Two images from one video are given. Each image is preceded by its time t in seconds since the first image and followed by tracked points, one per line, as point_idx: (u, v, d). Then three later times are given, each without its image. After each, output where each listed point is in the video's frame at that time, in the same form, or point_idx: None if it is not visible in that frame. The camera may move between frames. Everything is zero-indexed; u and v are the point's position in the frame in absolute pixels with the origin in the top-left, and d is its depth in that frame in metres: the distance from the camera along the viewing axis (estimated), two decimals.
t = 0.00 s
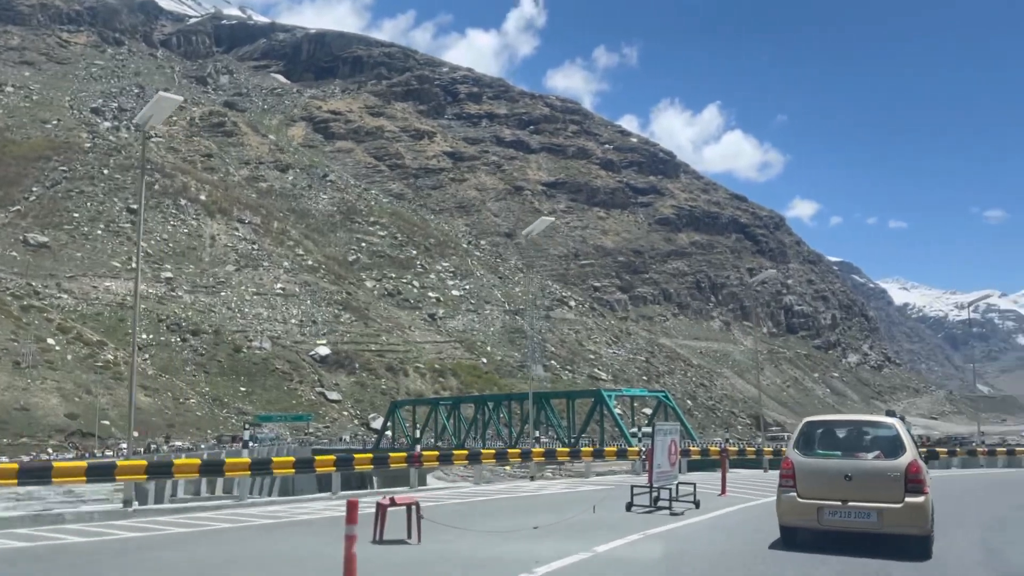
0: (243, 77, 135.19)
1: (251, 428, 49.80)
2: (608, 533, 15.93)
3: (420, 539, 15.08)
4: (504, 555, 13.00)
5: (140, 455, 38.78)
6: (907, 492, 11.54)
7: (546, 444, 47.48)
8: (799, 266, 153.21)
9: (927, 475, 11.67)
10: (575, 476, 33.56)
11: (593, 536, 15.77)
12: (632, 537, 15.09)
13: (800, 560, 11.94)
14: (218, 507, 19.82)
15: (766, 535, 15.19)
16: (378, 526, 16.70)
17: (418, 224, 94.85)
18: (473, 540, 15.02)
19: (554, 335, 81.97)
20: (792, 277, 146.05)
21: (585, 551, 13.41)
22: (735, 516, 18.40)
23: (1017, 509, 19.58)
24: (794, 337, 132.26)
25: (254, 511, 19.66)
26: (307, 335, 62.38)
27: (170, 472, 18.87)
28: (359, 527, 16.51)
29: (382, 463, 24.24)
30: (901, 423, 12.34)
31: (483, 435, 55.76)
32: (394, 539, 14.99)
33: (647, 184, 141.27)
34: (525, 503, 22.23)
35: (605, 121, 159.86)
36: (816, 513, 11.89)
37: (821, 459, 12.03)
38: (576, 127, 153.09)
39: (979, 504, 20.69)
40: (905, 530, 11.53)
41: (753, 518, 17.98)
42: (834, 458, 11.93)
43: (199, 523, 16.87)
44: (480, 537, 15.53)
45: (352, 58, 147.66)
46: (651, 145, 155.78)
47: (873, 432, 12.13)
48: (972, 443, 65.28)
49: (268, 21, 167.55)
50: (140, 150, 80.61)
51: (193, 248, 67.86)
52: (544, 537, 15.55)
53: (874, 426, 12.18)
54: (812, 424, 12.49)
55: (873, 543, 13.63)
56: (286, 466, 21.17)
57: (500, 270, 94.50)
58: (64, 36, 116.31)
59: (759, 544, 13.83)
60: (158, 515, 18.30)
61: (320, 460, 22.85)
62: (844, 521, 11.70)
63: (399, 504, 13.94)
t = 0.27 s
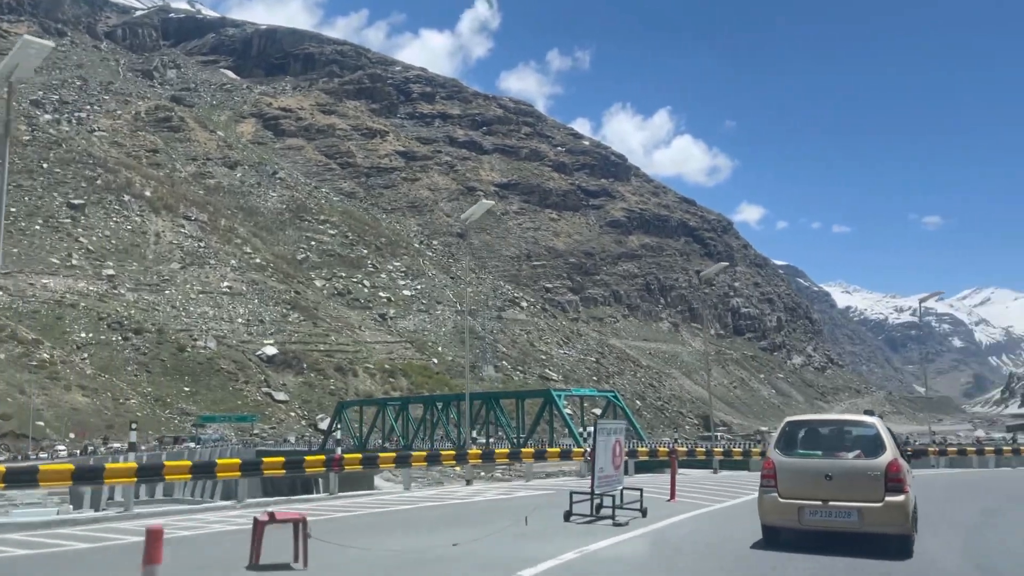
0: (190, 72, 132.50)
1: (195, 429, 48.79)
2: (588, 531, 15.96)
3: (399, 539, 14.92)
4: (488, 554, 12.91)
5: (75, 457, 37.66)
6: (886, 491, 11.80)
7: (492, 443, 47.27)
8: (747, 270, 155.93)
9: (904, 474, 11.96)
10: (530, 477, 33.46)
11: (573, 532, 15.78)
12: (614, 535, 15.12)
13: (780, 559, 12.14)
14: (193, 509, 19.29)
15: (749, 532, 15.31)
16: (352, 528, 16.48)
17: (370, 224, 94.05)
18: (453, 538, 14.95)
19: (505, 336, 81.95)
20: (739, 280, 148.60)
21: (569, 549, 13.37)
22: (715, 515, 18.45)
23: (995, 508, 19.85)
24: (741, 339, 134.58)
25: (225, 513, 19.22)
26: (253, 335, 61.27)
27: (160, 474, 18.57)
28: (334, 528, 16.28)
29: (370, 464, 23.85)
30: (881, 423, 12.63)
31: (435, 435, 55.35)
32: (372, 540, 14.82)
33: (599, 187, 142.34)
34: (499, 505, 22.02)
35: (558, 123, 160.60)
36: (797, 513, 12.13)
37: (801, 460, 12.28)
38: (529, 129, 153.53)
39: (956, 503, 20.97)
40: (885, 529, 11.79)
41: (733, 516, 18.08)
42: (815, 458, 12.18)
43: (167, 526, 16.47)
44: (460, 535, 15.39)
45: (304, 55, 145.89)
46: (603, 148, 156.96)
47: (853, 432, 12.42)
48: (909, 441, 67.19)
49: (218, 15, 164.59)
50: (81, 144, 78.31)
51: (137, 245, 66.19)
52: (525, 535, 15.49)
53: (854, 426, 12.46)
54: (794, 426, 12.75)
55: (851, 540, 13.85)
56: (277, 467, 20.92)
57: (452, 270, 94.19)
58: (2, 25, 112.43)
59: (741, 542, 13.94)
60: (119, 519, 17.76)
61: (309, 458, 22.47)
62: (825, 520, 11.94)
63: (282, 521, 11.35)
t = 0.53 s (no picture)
0: (137, 65, 129.32)
1: (136, 430, 47.45)
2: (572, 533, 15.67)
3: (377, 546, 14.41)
4: (473, 560, 12.51)
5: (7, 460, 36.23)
6: (874, 493, 11.77)
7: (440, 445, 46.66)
8: (697, 272, 157.93)
9: (892, 475, 11.93)
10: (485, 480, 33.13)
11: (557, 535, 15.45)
12: (600, 538, 14.83)
13: (766, 561, 12.04)
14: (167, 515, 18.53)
15: (736, 535, 15.09)
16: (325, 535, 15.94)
17: (321, 222, 92.78)
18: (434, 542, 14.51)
19: (458, 336, 81.47)
20: (691, 282, 150.38)
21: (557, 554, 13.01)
22: (700, 517, 18.19)
23: (980, 508, 19.86)
24: (692, 340, 136.12)
25: (193, 519, 18.48)
26: (199, 334, 59.77)
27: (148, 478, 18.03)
28: (305, 537, 15.73)
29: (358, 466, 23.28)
30: (869, 425, 12.62)
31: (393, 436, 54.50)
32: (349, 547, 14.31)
33: (553, 188, 142.71)
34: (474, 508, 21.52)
35: (513, 124, 160.61)
36: (784, 515, 12.08)
37: (789, 461, 12.24)
38: (484, 129, 153.26)
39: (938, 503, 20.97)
40: (873, 530, 11.76)
41: (717, 518, 17.89)
42: (802, 461, 12.14)
43: (134, 533, 15.91)
44: (440, 539, 14.94)
45: (255, 50, 143.54)
46: (557, 150, 157.43)
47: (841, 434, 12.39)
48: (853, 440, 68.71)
49: (166, 8, 161.10)
50: (19, 136, 75.68)
51: (78, 241, 64.12)
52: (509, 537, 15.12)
53: (841, 428, 12.45)
54: (781, 428, 12.72)
55: (838, 543, 13.80)
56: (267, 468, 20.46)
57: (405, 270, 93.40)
58: None
59: (729, 545, 13.75)
60: (73, 527, 16.97)
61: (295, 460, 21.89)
62: (812, 522, 11.90)
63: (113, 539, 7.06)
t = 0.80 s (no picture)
0: (82, 56, 125.84)
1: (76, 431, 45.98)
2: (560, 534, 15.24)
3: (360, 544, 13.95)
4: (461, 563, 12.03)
5: None
6: (862, 492, 11.60)
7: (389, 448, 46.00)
8: (651, 274, 159.29)
9: (881, 474, 11.76)
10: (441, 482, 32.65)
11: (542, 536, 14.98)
12: (588, 539, 14.40)
13: (752, 561, 11.85)
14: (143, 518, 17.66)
15: (729, 535, 14.74)
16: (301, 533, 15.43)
17: (273, 220, 91.24)
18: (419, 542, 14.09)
19: (412, 336, 80.72)
20: (645, 283, 151.57)
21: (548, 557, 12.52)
22: (685, 518, 17.80)
23: (969, 506, 19.91)
24: (646, 341, 137.14)
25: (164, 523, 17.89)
26: (144, 333, 58.08)
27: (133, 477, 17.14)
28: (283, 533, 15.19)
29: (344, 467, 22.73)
30: (858, 423, 12.44)
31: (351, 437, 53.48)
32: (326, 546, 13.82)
33: (508, 189, 142.58)
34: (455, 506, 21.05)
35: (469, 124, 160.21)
36: (772, 514, 11.91)
37: (777, 460, 12.08)
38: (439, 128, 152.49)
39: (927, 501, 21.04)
40: (861, 531, 11.59)
41: (706, 518, 17.52)
42: (790, 459, 11.98)
43: (106, 537, 15.44)
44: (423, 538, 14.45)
45: (206, 44, 140.79)
46: (513, 151, 157.40)
47: (831, 431, 12.20)
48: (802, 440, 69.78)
49: None
50: None
51: (18, 237, 61.93)
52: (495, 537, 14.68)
53: (831, 427, 12.27)
54: (770, 427, 12.54)
55: (828, 542, 13.62)
56: (252, 470, 19.81)
57: (358, 269, 92.26)
58: None
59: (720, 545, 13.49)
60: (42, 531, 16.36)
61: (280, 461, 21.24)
62: (800, 521, 11.73)
63: None
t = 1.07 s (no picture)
0: (26, 47, 122.06)
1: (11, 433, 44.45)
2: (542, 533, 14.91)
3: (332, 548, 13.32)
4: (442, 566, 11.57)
5: None
6: (851, 492, 11.45)
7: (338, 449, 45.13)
8: (607, 275, 160.16)
9: (870, 474, 11.62)
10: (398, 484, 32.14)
11: (524, 536, 14.61)
12: (571, 540, 14.05)
13: (739, 563, 11.65)
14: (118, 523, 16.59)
15: (714, 535, 14.50)
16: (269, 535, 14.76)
17: (224, 217, 89.46)
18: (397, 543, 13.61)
19: (366, 336, 79.79)
20: (600, 284, 152.28)
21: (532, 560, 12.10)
22: (669, 518, 17.51)
23: (957, 509, 19.76)
24: (601, 341, 137.76)
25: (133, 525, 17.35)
26: (87, 332, 56.38)
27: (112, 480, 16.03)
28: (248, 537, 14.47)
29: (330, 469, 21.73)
30: (845, 423, 12.29)
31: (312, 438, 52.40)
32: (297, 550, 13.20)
33: (465, 188, 142.05)
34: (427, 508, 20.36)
35: (425, 123, 159.31)
36: (759, 516, 11.74)
37: (764, 460, 11.92)
38: (396, 127, 151.33)
39: (914, 505, 20.86)
40: (850, 531, 11.43)
41: (690, 519, 17.28)
42: (778, 458, 11.82)
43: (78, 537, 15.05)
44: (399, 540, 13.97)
45: (156, 37, 137.71)
46: (469, 151, 156.90)
47: (820, 431, 12.04)
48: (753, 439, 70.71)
49: None
50: None
51: None
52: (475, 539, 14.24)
53: (820, 426, 12.10)
54: (758, 426, 12.39)
55: (813, 542, 13.46)
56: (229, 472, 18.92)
57: (312, 267, 90.94)
58: None
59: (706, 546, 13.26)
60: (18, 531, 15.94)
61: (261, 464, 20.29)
62: (788, 522, 11.56)
63: None
